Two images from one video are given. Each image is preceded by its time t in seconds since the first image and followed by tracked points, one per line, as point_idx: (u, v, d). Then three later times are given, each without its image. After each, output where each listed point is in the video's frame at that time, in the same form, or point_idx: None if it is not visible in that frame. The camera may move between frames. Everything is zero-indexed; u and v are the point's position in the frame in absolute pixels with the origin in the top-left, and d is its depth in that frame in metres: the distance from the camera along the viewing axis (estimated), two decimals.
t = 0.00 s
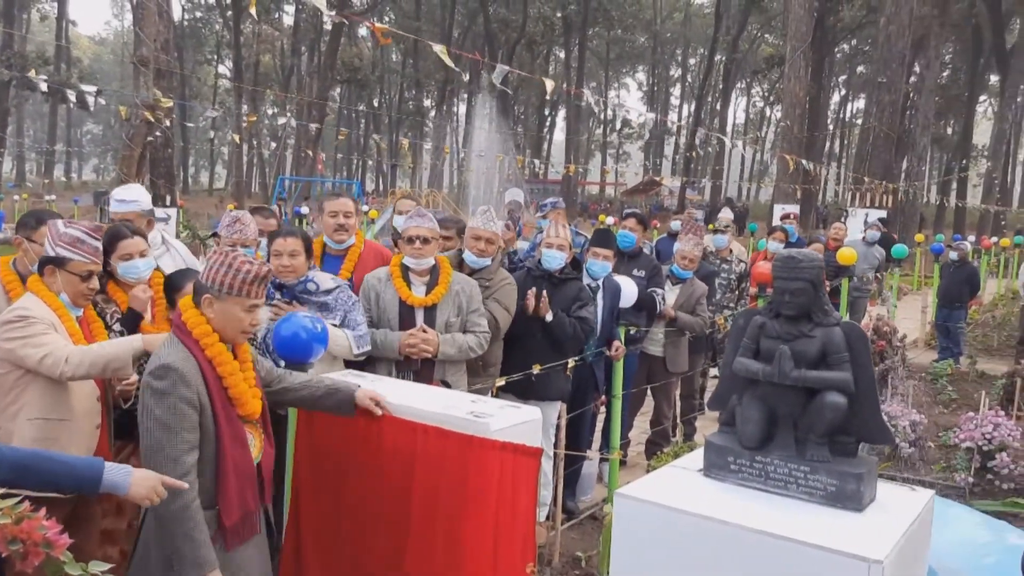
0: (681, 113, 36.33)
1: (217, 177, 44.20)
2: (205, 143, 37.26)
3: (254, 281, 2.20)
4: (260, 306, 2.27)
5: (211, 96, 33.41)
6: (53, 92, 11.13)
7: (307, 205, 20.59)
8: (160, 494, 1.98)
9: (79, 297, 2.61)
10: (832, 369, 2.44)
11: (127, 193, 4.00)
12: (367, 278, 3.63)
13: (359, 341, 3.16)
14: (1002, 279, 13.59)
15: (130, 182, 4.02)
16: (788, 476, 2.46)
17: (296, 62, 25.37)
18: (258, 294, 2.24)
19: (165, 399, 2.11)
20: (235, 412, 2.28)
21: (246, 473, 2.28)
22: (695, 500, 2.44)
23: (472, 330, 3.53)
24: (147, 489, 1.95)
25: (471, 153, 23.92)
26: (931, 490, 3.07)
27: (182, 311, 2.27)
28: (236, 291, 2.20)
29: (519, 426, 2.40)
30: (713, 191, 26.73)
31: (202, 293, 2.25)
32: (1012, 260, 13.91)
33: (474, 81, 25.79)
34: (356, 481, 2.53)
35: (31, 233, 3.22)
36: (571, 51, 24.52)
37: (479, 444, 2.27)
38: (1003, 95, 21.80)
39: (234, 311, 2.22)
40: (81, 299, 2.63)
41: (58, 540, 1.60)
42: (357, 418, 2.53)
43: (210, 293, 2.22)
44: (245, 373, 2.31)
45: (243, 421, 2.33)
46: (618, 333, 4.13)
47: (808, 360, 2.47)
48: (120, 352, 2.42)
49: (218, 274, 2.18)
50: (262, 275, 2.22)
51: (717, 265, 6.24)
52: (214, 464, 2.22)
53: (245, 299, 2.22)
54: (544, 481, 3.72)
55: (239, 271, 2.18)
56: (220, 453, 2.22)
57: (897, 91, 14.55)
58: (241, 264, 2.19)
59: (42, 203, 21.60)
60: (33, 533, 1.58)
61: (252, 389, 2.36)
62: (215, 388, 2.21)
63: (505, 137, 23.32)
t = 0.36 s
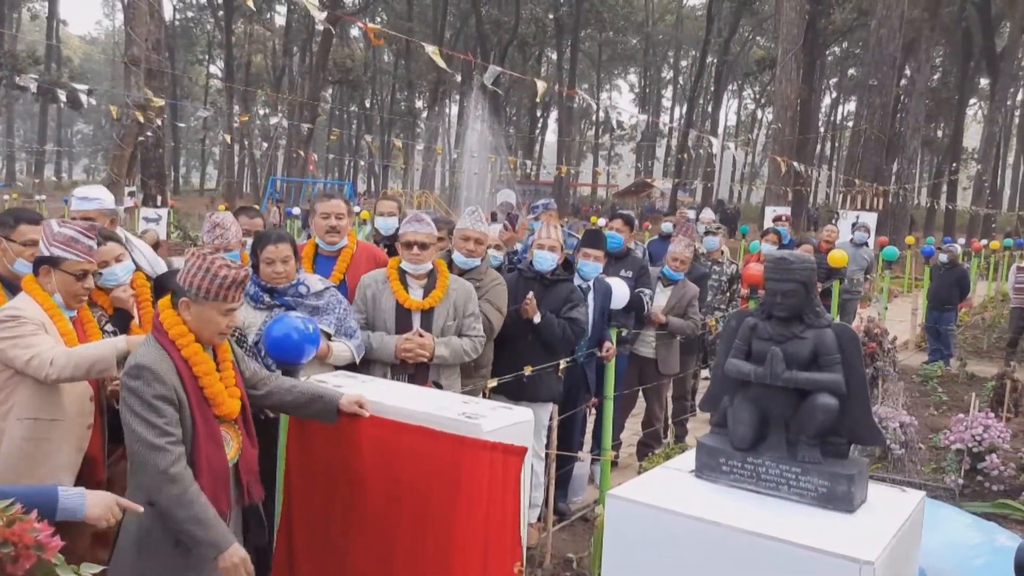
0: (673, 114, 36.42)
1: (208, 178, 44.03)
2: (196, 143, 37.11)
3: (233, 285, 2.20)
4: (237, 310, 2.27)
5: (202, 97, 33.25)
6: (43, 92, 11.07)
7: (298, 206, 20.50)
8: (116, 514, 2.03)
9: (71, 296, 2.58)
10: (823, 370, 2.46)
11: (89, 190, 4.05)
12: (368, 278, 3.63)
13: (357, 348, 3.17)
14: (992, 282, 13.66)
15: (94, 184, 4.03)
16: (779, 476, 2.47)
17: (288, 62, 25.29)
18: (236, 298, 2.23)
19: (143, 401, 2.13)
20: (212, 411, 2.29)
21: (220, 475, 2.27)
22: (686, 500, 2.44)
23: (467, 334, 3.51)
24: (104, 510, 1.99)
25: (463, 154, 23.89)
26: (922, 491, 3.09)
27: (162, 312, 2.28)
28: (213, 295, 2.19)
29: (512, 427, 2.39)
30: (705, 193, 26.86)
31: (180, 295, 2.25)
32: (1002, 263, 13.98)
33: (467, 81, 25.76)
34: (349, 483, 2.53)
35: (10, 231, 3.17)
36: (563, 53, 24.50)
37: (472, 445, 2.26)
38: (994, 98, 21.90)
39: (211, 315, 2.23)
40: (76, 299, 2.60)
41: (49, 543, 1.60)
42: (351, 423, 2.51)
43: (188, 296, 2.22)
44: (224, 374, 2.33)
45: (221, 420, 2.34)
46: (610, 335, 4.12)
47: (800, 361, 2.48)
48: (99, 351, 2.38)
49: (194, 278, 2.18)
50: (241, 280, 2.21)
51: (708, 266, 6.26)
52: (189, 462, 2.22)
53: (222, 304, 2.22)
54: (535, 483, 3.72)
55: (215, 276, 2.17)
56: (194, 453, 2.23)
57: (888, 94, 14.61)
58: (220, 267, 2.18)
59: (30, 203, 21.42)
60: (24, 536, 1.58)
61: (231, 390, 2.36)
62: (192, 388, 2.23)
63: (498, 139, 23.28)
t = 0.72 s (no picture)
0: (668, 116, 36.46)
1: (202, 178, 43.90)
2: (190, 142, 37.02)
3: (217, 284, 2.21)
4: (222, 307, 2.28)
5: (196, 96, 33.15)
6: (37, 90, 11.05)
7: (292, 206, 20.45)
8: (134, 506, 2.03)
9: (72, 291, 2.59)
10: (818, 372, 2.46)
11: (56, 190, 4.09)
12: (372, 278, 3.62)
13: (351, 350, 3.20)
14: (986, 284, 13.68)
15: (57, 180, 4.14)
16: (774, 477, 2.48)
17: (282, 62, 25.24)
18: (221, 296, 2.24)
19: (143, 393, 2.16)
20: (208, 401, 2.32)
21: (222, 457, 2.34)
22: (681, 501, 2.45)
23: (469, 338, 3.51)
24: (122, 501, 1.99)
25: (458, 155, 23.86)
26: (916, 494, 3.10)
27: (150, 309, 2.29)
28: (198, 294, 2.20)
29: (506, 428, 2.37)
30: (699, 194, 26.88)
31: (166, 292, 2.26)
32: (996, 265, 14.01)
33: (462, 82, 25.74)
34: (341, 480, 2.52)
35: None
36: (558, 54, 24.49)
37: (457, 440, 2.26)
38: (987, 101, 21.95)
39: (195, 312, 2.23)
40: (77, 296, 2.61)
41: (38, 541, 1.58)
42: (349, 422, 2.50)
43: (172, 293, 2.23)
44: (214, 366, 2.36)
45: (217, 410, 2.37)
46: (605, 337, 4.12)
47: (795, 363, 2.48)
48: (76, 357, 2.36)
49: (180, 276, 2.19)
50: (225, 278, 2.22)
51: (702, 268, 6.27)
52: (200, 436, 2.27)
53: (209, 302, 2.23)
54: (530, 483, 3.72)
55: (200, 274, 2.18)
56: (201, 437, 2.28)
57: (882, 97, 14.66)
58: (207, 266, 2.20)
59: (23, 201, 21.33)
60: (13, 533, 1.56)
61: (224, 381, 2.40)
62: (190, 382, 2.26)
63: (493, 139, 23.25)
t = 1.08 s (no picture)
0: (665, 116, 36.47)
1: (200, 177, 43.81)
2: (187, 141, 36.95)
3: (205, 278, 2.26)
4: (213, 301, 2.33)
5: (193, 95, 33.09)
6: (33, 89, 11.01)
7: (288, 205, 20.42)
8: (92, 506, 2.08)
9: (50, 300, 2.55)
10: (815, 373, 2.46)
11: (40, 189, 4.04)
12: (354, 279, 3.61)
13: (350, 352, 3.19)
14: (982, 286, 13.70)
15: (41, 179, 4.07)
16: (770, 479, 2.48)
17: (279, 61, 25.19)
18: (211, 291, 2.29)
19: (159, 380, 2.24)
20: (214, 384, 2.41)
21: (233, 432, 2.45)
22: (675, 501, 2.45)
23: (458, 333, 3.51)
24: (80, 502, 2.04)
25: (455, 154, 23.82)
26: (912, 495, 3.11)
27: (141, 306, 2.34)
28: (187, 288, 2.26)
29: (501, 430, 2.36)
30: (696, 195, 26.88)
31: (157, 289, 2.31)
32: (992, 267, 14.03)
33: (460, 82, 25.71)
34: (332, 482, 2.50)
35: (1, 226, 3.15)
36: (555, 54, 24.44)
37: (456, 441, 2.25)
38: (984, 103, 21.98)
39: (186, 305, 2.29)
40: (55, 302, 2.57)
41: (36, 540, 1.59)
42: (343, 422, 2.50)
43: (164, 290, 2.28)
44: (213, 354, 2.42)
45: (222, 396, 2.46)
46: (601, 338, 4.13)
47: (792, 363, 2.48)
48: (55, 390, 2.40)
49: (171, 272, 2.25)
50: (214, 272, 2.27)
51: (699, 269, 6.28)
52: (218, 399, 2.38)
53: (199, 296, 2.28)
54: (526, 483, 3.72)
55: (189, 269, 2.24)
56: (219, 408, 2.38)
57: (879, 98, 14.68)
58: (197, 260, 2.25)
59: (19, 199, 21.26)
60: (11, 532, 1.56)
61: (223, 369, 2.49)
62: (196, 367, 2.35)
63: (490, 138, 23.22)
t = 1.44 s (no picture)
0: (663, 115, 36.48)
1: (196, 176, 43.71)
2: (184, 139, 36.89)
3: (202, 279, 2.26)
4: (210, 300, 2.34)
5: (191, 94, 33.06)
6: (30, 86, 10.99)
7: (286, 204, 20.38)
8: None
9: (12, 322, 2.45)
10: (812, 373, 2.47)
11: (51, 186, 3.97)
12: (347, 278, 3.60)
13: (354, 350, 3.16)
14: (979, 285, 13.71)
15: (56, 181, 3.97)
16: (768, 478, 2.48)
17: (277, 59, 25.17)
18: (207, 290, 2.30)
19: (162, 378, 2.24)
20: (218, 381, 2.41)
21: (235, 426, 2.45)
22: (672, 501, 2.45)
23: (452, 331, 3.51)
24: None
25: (453, 153, 23.83)
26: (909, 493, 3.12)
27: (139, 305, 2.33)
28: (185, 288, 2.26)
29: (499, 429, 2.37)
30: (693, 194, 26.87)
31: (154, 288, 2.31)
32: (989, 266, 14.05)
33: (458, 81, 25.68)
34: (328, 482, 2.49)
35: None
36: (553, 53, 24.44)
37: (453, 441, 2.25)
38: (981, 102, 21.98)
39: (184, 306, 2.29)
40: (22, 321, 2.46)
41: (33, 541, 1.59)
42: (339, 420, 2.49)
43: (161, 289, 2.28)
44: (211, 351, 2.42)
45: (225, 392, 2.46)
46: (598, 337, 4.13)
47: (789, 363, 2.49)
48: (20, 416, 2.36)
49: (167, 272, 2.25)
50: (211, 272, 2.27)
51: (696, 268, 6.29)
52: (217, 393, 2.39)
53: (195, 296, 2.29)
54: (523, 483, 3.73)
55: (186, 269, 2.24)
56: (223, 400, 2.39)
57: (877, 98, 14.67)
58: (193, 261, 2.25)
59: (16, 198, 21.18)
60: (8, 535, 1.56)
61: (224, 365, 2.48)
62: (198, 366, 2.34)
63: (488, 138, 23.21)
